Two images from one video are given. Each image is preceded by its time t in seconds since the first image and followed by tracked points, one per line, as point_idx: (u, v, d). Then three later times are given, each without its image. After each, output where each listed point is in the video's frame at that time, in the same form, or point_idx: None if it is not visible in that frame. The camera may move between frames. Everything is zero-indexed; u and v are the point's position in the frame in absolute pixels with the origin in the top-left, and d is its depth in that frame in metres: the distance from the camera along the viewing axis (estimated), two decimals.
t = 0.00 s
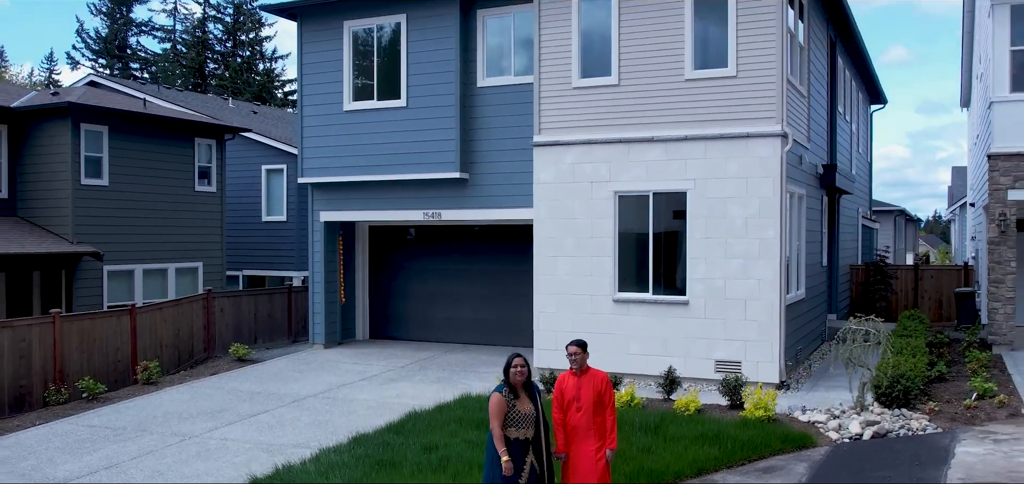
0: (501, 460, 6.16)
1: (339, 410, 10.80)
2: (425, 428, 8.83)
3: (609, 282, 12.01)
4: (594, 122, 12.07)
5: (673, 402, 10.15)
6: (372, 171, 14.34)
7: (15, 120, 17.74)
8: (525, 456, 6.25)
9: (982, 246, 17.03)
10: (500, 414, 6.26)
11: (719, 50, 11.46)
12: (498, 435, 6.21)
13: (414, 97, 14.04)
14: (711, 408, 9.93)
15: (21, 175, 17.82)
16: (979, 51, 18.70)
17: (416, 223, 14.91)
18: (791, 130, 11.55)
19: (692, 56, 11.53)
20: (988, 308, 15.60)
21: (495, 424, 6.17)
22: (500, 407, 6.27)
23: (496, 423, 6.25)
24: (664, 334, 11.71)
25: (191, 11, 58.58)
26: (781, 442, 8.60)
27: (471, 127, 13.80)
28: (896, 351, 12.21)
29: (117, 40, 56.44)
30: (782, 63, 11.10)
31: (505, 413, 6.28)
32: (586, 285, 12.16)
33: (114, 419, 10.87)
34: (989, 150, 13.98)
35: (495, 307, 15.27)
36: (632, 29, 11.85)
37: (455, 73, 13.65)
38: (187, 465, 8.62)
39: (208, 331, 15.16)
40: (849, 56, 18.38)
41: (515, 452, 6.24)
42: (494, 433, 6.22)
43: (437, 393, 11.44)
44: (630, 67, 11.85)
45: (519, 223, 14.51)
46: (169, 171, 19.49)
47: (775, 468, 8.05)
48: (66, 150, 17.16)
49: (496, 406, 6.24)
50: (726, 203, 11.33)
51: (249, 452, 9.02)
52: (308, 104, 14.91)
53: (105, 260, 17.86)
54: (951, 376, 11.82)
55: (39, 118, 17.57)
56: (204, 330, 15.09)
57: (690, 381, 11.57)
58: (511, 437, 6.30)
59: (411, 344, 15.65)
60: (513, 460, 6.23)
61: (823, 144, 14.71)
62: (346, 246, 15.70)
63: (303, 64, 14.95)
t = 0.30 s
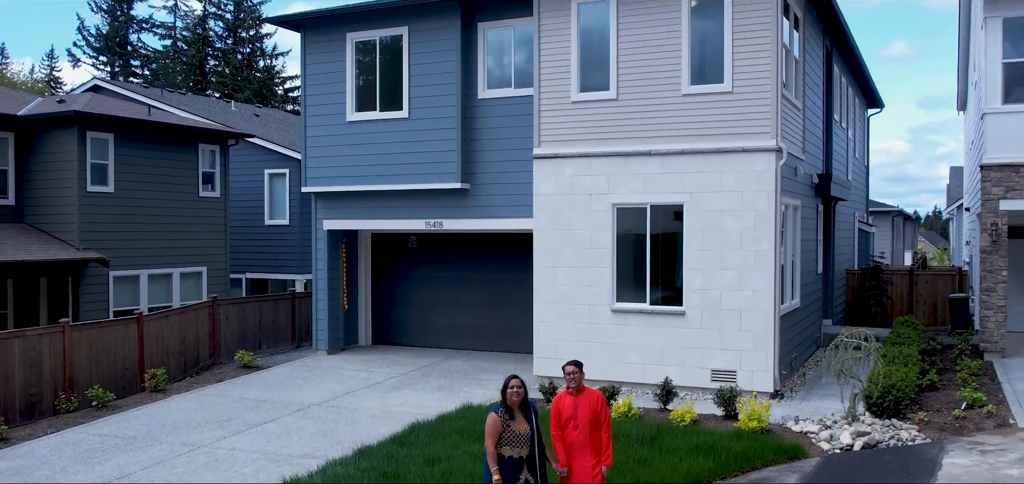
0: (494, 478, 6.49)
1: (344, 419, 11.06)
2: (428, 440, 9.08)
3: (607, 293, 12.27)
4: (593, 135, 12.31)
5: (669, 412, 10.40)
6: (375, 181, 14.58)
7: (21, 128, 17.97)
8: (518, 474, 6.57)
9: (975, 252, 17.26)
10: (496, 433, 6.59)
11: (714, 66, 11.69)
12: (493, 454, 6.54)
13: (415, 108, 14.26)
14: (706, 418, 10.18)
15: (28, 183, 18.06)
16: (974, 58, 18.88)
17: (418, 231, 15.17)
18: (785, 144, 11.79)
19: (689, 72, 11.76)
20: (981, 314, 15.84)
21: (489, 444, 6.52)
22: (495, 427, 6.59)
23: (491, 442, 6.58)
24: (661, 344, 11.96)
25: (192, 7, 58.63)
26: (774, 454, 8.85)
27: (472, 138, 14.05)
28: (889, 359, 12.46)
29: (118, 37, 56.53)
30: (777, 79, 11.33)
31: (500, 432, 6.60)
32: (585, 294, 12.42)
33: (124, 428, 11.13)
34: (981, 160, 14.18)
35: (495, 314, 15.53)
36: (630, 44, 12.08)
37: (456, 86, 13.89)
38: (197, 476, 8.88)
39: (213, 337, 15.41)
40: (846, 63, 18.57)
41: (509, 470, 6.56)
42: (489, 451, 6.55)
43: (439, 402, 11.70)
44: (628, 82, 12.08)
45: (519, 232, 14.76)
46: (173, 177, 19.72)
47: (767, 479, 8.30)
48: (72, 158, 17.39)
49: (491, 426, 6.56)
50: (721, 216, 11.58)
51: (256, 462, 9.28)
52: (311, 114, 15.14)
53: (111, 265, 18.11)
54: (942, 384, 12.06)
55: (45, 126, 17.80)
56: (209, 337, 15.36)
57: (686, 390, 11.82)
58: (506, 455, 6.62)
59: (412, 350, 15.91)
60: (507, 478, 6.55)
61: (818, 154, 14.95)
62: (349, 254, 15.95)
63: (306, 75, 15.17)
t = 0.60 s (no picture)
0: None
1: (348, 425, 11.32)
2: (431, 448, 9.34)
3: (606, 299, 12.51)
4: (592, 145, 12.53)
5: (666, 418, 10.64)
6: (378, 187, 14.82)
7: (28, 132, 18.20)
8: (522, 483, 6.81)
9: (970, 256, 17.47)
10: (500, 442, 6.87)
11: (711, 77, 11.90)
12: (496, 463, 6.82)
13: (417, 116, 14.48)
14: (702, 425, 10.43)
15: (35, 186, 18.28)
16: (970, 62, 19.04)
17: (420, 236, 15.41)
18: (781, 154, 12.01)
19: (686, 84, 11.97)
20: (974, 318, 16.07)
21: (494, 453, 6.80)
22: (499, 437, 6.86)
23: (496, 452, 6.86)
24: (659, 350, 12.21)
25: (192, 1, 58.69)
26: (767, 461, 9.10)
27: (473, 145, 14.27)
28: (882, 364, 12.70)
29: (119, 31, 56.63)
30: (772, 91, 11.55)
31: (504, 442, 6.87)
32: (584, 301, 12.68)
33: (134, 433, 11.40)
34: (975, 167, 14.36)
35: (496, 317, 15.78)
36: (628, 55, 12.29)
37: (457, 94, 14.10)
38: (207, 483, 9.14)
39: (218, 340, 15.67)
40: (842, 67, 18.74)
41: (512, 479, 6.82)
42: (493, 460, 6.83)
43: (441, 407, 11.96)
44: (626, 92, 12.29)
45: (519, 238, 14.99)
46: (177, 179, 19.95)
47: None
48: (79, 162, 17.61)
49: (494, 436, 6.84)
50: (718, 225, 11.81)
51: (264, 469, 9.54)
52: (315, 121, 15.38)
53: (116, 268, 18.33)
54: (934, 389, 12.31)
55: (52, 131, 18.02)
56: (215, 340, 15.61)
57: (683, 395, 12.08)
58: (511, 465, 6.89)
59: (415, 353, 16.17)
60: None
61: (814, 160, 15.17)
62: (352, 258, 16.20)
63: (310, 82, 15.38)
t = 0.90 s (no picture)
0: None
1: (353, 429, 11.59)
2: (434, 455, 9.60)
3: (604, 305, 12.76)
4: (591, 154, 12.76)
5: (662, 423, 10.90)
6: (380, 192, 15.04)
7: (35, 136, 18.42)
8: None
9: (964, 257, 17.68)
10: (507, 453, 7.06)
11: (708, 88, 12.09)
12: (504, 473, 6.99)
13: (419, 122, 14.69)
14: (698, 430, 10.68)
15: (41, 189, 18.51)
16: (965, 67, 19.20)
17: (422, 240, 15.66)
18: (776, 163, 12.22)
19: (684, 94, 12.18)
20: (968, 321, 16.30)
21: (501, 462, 7.01)
22: (507, 448, 7.05)
23: (504, 463, 7.04)
24: (656, 355, 12.46)
25: None
26: (761, 467, 9.34)
27: (474, 152, 14.50)
28: (875, 369, 12.95)
29: (120, 25, 56.70)
30: (768, 102, 11.75)
31: (511, 452, 7.07)
32: (583, 306, 12.93)
33: (143, 437, 11.65)
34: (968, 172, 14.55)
35: (497, 320, 16.04)
36: (627, 66, 12.49)
37: (458, 102, 14.32)
38: None
39: (223, 343, 15.94)
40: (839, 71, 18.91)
41: None
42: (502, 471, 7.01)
43: (443, 412, 12.22)
44: (625, 102, 12.50)
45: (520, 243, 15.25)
46: (181, 181, 20.18)
47: None
48: (84, 166, 17.83)
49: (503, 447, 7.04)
50: (714, 233, 12.05)
51: (271, 474, 9.80)
52: (318, 127, 15.60)
53: (122, 270, 18.57)
54: (926, 394, 12.55)
55: (58, 135, 18.24)
56: (220, 343, 15.88)
57: (680, 399, 12.34)
58: (517, 476, 7.05)
59: (417, 355, 16.45)
60: None
61: (810, 165, 15.39)
62: (354, 261, 16.48)
63: (313, 89, 15.59)
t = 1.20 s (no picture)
0: None
1: (356, 433, 11.87)
2: (436, 461, 9.88)
3: (602, 310, 13.03)
4: (589, 162, 12.98)
5: (659, 428, 11.17)
6: (382, 196, 15.28)
7: (40, 138, 18.62)
8: None
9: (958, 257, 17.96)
10: (508, 465, 7.42)
11: (705, 98, 12.30)
12: None
13: (420, 128, 14.90)
14: (693, 435, 10.95)
15: (48, 191, 18.71)
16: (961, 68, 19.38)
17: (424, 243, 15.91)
18: (771, 172, 12.45)
19: (680, 104, 12.39)
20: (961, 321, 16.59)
21: (503, 473, 7.37)
22: (508, 460, 7.42)
23: (506, 475, 7.41)
24: (653, 359, 12.73)
25: None
26: (754, 473, 9.61)
27: (475, 157, 14.73)
28: (868, 372, 13.22)
29: (119, 15, 56.63)
30: (764, 112, 11.96)
31: (512, 465, 7.43)
32: (582, 311, 13.19)
33: (152, 440, 11.93)
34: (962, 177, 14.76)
35: (497, 321, 16.34)
36: (625, 75, 12.69)
37: (459, 108, 14.52)
38: None
39: (228, 344, 16.20)
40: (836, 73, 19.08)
41: None
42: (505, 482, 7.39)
43: (444, 415, 12.48)
44: (623, 111, 12.72)
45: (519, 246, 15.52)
46: (185, 182, 20.41)
47: None
48: (89, 169, 18.04)
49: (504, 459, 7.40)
50: (710, 241, 12.29)
51: (278, 480, 10.08)
52: (321, 132, 15.80)
53: (127, 270, 18.81)
54: (918, 397, 12.81)
55: (63, 137, 18.45)
56: (225, 344, 16.15)
57: (676, 403, 12.61)
58: None
59: (418, 356, 16.73)
60: None
61: (806, 170, 15.62)
62: (357, 264, 16.79)
63: (316, 94, 15.79)
